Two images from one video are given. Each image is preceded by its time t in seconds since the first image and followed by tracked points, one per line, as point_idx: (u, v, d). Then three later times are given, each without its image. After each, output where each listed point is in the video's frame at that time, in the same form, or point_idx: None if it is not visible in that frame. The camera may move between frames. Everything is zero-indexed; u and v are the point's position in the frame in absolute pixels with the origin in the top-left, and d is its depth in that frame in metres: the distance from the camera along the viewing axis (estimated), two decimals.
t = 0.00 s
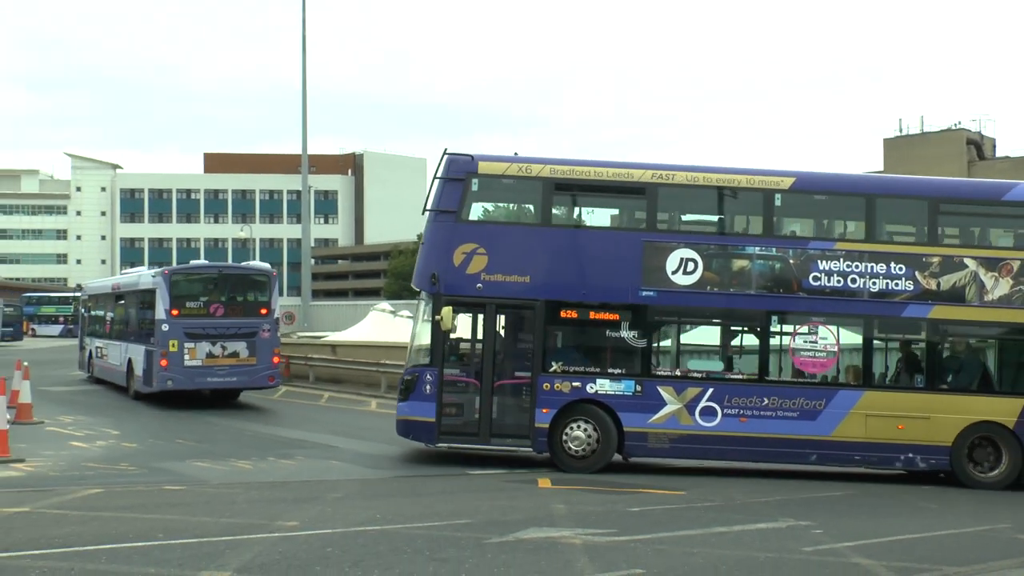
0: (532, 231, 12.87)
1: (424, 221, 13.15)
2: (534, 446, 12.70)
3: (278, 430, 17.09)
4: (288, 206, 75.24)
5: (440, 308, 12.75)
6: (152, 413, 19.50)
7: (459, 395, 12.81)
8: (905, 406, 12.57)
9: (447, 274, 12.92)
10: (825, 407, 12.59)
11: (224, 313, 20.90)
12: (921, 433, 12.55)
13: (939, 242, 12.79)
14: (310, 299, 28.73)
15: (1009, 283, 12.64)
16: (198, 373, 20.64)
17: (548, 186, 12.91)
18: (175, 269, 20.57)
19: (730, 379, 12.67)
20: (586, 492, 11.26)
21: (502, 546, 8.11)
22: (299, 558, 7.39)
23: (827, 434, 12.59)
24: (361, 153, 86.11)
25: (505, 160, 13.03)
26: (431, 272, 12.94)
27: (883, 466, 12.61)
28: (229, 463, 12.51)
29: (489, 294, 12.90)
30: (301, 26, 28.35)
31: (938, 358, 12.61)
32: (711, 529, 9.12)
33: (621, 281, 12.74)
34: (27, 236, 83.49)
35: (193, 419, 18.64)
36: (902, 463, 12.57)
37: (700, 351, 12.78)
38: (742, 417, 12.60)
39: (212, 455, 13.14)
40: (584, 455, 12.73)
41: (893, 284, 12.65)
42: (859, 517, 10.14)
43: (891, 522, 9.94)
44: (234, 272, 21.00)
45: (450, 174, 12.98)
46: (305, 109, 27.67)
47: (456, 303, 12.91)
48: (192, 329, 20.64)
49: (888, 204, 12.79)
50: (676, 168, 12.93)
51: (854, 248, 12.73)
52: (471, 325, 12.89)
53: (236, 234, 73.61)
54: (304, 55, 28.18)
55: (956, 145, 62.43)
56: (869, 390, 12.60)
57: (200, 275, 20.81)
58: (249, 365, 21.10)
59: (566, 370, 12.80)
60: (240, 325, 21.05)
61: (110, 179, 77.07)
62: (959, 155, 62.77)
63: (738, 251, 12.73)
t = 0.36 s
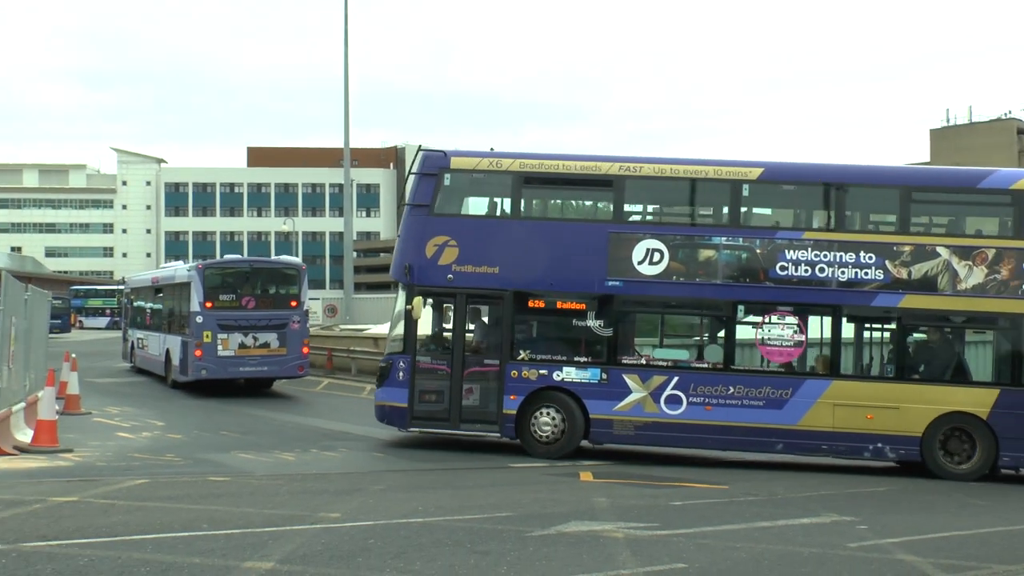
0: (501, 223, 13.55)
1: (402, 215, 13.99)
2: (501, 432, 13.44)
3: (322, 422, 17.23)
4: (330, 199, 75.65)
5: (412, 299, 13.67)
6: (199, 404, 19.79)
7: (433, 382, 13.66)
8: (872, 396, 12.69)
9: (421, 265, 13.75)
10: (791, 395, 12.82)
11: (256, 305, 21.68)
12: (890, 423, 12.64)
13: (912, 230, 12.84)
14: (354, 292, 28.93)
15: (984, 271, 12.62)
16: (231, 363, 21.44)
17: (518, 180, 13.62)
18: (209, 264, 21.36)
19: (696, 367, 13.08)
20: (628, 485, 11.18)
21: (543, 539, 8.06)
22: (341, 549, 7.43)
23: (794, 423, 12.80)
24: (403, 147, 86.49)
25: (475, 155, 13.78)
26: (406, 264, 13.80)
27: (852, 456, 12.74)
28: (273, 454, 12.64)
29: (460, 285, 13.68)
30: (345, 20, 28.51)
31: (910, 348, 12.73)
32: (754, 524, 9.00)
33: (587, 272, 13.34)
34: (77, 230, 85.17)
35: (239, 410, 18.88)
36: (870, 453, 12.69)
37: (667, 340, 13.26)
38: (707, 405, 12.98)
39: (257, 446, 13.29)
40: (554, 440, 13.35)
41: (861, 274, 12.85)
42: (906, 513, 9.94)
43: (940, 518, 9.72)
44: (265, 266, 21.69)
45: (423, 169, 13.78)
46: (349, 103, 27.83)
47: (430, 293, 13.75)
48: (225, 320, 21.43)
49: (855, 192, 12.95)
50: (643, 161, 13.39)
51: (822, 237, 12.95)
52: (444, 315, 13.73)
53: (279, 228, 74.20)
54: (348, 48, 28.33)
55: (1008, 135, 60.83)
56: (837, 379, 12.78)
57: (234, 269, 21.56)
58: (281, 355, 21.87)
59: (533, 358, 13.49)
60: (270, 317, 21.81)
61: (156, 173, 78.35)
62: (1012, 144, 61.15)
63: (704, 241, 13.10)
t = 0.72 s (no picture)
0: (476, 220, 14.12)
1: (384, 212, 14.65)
2: (473, 420, 14.12)
3: (361, 420, 17.30)
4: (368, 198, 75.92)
5: (391, 293, 14.40)
6: (238, 401, 19.98)
7: (410, 372, 14.37)
8: (832, 389, 12.89)
9: (400, 260, 14.40)
10: (753, 388, 13.14)
11: (286, 303, 21.89)
12: (852, 418, 12.82)
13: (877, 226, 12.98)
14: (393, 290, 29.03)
15: (949, 266, 12.72)
16: (262, 358, 21.63)
17: (492, 178, 14.17)
18: (241, 262, 21.66)
19: (659, 360, 13.49)
20: (667, 484, 11.07)
21: (581, 537, 8.00)
22: (378, 546, 7.43)
23: (755, 416, 13.12)
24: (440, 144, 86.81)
25: (453, 154, 14.37)
26: (386, 259, 14.46)
27: (812, 450, 12.96)
28: (311, 452, 12.71)
29: (437, 279, 14.31)
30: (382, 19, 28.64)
31: (875, 342, 12.87)
32: (793, 523, 8.86)
33: (557, 267, 13.84)
34: (120, 229, 86.46)
35: (277, 407, 19.03)
36: (831, 447, 12.89)
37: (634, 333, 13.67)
38: (671, 397, 13.37)
39: (295, 443, 13.38)
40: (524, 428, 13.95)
41: (825, 268, 13.04)
42: (950, 514, 9.72)
43: (985, 519, 9.49)
44: (295, 265, 21.95)
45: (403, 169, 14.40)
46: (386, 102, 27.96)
47: (408, 287, 14.41)
48: (256, 317, 21.65)
49: (819, 189, 13.15)
50: (613, 159, 13.82)
51: (786, 232, 13.16)
52: (420, 307, 14.43)
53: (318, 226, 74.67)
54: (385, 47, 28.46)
55: None
56: (801, 374, 13.02)
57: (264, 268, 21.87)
58: (309, 351, 22.03)
59: (505, 350, 14.09)
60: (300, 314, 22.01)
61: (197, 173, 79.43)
62: None
63: (670, 237, 13.44)
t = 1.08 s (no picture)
0: (442, 222, 14.63)
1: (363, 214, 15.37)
2: (439, 411, 14.66)
3: (390, 420, 17.33)
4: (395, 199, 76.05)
5: (364, 291, 15.08)
6: (265, 401, 20.10)
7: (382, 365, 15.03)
8: (782, 387, 12.94)
9: (373, 260, 15.05)
10: (705, 385, 13.24)
11: (306, 304, 22.04)
12: (800, 414, 12.83)
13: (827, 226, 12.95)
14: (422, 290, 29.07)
15: (896, 266, 12.58)
16: (282, 357, 21.77)
17: (459, 182, 14.65)
18: (261, 264, 21.71)
19: (615, 357, 13.73)
20: (694, 487, 10.99)
21: (607, 539, 7.96)
22: (405, 547, 7.43)
23: (708, 412, 13.22)
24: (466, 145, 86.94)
25: (424, 159, 14.92)
26: (361, 259, 15.16)
27: (761, 446, 13.02)
28: (338, 452, 12.75)
29: (407, 278, 14.90)
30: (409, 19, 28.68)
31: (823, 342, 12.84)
32: (820, 526, 8.75)
33: (518, 266, 14.23)
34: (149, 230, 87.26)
35: (304, 408, 19.11)
36: (780, 444, 12.93)
37: (589, 330, 13.92)
38: (625, 393, 13.61)
39: (321, 444, 13.43)
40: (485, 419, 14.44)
41: (776, 268, 13.07)
42: (981, 518, 9.56)
43: (1017, 523, 9.33)
44: (315, 266, 22.12)
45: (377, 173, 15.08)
46: (413, 103, 27.99)
47: (380, 286, 15.06)
48: (277, 318, 21.77)
49: (769, 189, 13.18)
50: (574, 162, 14.16)
51: (738, 232, 13.26)
52: (389, 304, 15.06)
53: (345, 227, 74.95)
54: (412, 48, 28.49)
55: None
56: (752, 372, 13.07)
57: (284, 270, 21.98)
58: (327, 351, 22.25)
59: (470, 346, 14.58)
60: (319, 314, 22.18)
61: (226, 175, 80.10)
62: None
63: (627, 238, 13.70)
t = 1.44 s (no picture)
0: (418, 234, 15.55)
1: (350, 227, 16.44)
2: (413, 415, 15.64)
3: (417, 429, 17.34)
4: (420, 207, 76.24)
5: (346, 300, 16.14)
6: (290, 409, 20.21)
7: (365, 370, 16.05)
8: (732, 393, 13.37)
9: (356, 270, 16.09)
10: (658, 391, 13.80)
11: (325, 312, 22.17)
12: (747, 419, 13.25)
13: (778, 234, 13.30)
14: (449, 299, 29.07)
15: (843, 274, 12.87)
16: (303, 364, 21.93)
17: (436, 195, 15.57)
18: (280, 274, 21.78)
19: (575, 363, 14.43)
20: (720, 497, 10.90)
21: (633, 548, 7.90)
22: (429, 555, 7.41)
23: (661, 417, 13.77)
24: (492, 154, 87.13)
25: (403, 174, 15.86)
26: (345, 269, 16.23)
27: (712, 450, 13.46)
28: (363, 460, 12.78)
29: (386, 288, 15.88)
30: (435, 27, 28.78)
31: (772, 350, 13.22)
32: (847, 537, 8.63)
33: (488, 275, 15.02)
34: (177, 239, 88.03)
35: (329, 416, 19.17)
36: (730, 448, 13.35)
37: (553, 337, 14.66)
38: (584, 398, 14.29)
39: (346, 452, 13.47)
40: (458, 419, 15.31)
41: (726, 276, 13.49)
42: (1012, 530, 9.39)
43: None
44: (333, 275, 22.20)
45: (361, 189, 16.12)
46: (438, 111, 28.05)
47: (362, 294, 16.09)
48: (297, 326, 21.91)
49: (722, 199, 13.62)
50: (538, 175, 14.85)
51: (692, 242, 13.70)
52: (371, 313, 16.04)
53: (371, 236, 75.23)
54: (439, 56, 28.58)
55: None
56: (702, 378, 13.55)
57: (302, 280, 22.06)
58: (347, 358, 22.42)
59: (442, 352, 15.50)
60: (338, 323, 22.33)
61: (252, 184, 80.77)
62: None
63: (586, 248, 14.35)
